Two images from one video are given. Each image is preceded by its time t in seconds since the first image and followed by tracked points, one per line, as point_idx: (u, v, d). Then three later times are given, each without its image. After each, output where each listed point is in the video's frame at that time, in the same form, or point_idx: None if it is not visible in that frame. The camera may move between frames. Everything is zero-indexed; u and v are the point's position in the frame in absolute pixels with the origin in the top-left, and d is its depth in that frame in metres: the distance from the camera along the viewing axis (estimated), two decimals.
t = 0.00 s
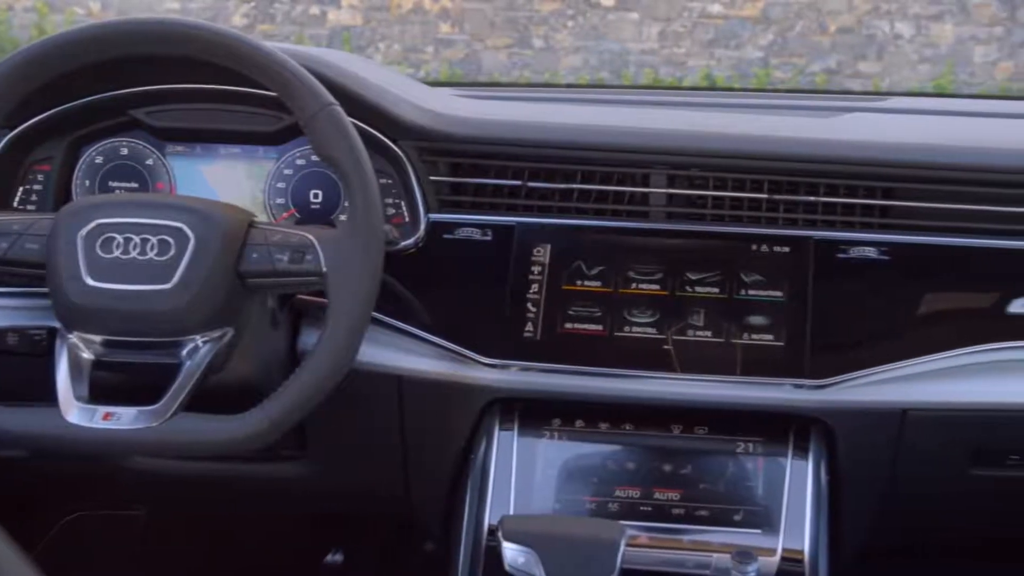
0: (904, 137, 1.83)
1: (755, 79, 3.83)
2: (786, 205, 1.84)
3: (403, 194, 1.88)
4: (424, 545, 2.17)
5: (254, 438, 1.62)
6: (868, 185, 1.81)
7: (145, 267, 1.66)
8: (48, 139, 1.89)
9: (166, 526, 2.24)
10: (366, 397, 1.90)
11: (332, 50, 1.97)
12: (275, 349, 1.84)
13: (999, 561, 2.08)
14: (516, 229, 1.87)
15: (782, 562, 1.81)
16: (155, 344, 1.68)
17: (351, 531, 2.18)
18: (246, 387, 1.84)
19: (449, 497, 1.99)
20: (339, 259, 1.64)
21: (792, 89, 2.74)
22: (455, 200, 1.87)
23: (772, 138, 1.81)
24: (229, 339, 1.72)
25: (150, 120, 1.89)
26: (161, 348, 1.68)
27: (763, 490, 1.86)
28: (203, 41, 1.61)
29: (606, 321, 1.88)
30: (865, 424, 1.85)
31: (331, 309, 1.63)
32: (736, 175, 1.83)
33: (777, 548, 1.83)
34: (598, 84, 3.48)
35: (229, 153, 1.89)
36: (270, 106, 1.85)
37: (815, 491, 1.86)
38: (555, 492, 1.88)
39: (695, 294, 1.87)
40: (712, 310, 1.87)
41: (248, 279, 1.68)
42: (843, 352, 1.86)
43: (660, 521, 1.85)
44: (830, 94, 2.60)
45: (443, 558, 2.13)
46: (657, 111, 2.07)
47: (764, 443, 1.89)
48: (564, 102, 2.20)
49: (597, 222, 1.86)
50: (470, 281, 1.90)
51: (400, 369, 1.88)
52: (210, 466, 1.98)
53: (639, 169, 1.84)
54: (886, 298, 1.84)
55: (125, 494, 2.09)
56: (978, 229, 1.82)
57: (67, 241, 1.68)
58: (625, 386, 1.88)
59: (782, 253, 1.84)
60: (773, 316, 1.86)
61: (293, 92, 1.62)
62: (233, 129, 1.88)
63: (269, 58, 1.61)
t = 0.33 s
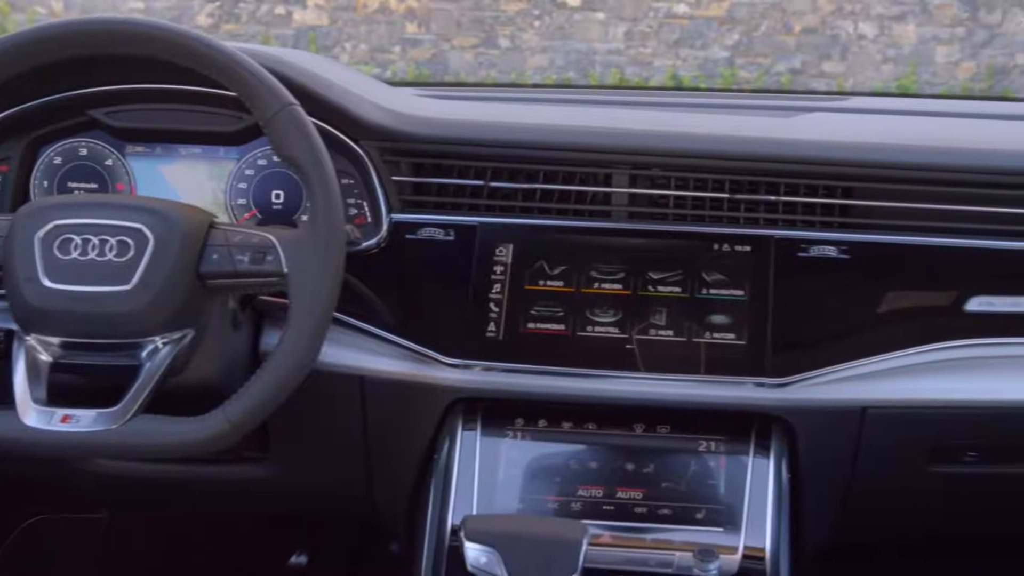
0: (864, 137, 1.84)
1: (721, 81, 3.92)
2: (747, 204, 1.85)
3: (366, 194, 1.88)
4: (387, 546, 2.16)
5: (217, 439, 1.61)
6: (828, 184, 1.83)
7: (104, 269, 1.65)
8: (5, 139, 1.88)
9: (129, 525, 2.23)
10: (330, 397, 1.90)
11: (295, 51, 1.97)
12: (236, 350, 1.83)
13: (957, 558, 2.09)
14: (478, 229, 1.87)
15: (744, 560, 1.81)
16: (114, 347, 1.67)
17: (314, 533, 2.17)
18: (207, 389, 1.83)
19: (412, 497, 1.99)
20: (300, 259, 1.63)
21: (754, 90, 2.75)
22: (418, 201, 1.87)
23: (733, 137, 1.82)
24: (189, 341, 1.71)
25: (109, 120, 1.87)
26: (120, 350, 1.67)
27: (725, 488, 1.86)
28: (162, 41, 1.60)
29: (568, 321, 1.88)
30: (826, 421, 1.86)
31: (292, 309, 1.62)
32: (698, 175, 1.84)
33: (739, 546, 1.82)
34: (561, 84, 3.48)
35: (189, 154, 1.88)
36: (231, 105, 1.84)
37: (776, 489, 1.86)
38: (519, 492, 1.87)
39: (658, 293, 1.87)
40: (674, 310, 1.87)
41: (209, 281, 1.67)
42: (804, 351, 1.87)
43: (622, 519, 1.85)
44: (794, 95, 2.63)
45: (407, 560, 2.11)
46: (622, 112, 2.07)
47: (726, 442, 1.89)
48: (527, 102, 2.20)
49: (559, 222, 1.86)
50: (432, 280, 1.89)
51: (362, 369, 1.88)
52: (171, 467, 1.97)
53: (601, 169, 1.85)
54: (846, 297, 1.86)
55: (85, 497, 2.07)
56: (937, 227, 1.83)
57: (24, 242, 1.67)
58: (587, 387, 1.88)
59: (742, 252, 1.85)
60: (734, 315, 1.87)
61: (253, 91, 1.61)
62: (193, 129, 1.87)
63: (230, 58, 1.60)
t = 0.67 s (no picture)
0: (825, 137, 1.85)
1: (686, 81, 3.94)
2: (709, 203, 1.85)
3: (328, 194, 1.87)
4: (351, 546, 2.15)
5: (178, 441, 1.60)
6: (789, 183, 1.84)
7: (62, 270, 1.65)
8: None
9: (90, 530, 2.22)
10: (293, 398, 1.90)
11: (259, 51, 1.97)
12: (198, 352, 1.82)
13: (918, 555, 2.10)
14: (441, 229, 1.87)
15: (707, 558, 1.81)
16: (74, 348, 1.66)
17: (277, 535, 2.16)
18: (168, 390, 1.82)
19: (376, 496, 1.98)
20: (261, 259, 1.62)
21: (719, 90, 2.76)
22: (380, 201, 1.88)
23: (695, 137, 1.83)
24: (149, 343, 1.70)
25: (68, 120, 1.86)
26: (79, 351, 1.67)
27: (687, 486, 1.86)
28: (121, 41, 1.59)
29: (531, 321, 1.89)
30: (787, 420, 1.86)
31: (254, 309, 1.61)
32: (660, 174, 1.85)
33: (701, 544, 1.82)
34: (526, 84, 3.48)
35: (150, 154, 1.87)
36: (190, 105, 1.83)
37: (738, 487, 1.86)
38: (483, 492, 1.87)
39: (620, 293, 1.87)
40: (636, 309, 1.87)
41: (169, 282, 1.66)
42: (765, 349, 1.88)
43: (586, 518, 1.84)
44: (760, 95, 2.64)
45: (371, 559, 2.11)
46: (587, 112, 2.07)
47: (690, 441, 1.90)
48: (492, 103, 2.20)
49: (522, 221, 1.86)
50: (395, 281, 1.89)
51: (324, 370, 1.88)
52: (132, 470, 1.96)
53: (564, 169, 1.85)
54: (807, 296, 1.87)
55: (45, 500, 2.06)
56: (898, 226, 1.84)
57: None
58: (550, 387, 1.88)
59: (705, 252, 1.86)
60: (696, 314, 1.87)
61: (213, 92, 1.60)
62: (153, 129, 1.86)
63: (190, 58, 1.59)
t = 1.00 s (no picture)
0: (786, 137, 1.86)
1: (652, 80, 3.95)
2: (670, 203, 1.86)
3: (289, 194, 1.87)
4: (315, 548, 2.14)
5: (137, 444, 1.59)
6: (749, 183, 1.84)
7: (17, 272, 1.65)
8: None
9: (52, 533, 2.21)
10: (254, 399, 1.89)
11: (217, 50, 1.97)
12: (157, 354, 1.80)
13: (879, 551, 2.12)
14: (402, 228, 1.87)
15: (668, 557, 1.81)
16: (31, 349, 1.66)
17: (240, 537, 2.15)
18: (128, 392, 1.81)
19: (338, 497, 1.97)
20: (220, 260, 1.61)
21: (684, 89, 2.77)
22: (341, 201, 1.87)
23: (657, 137, 1.84)
24: (107, 344, 1.69)
25: (24, 121, 1.85)
26: (37, 352, 1.67)
27: (649, 485, 1.87)
28: (81, 41, 1.57)
29: (493, 321, 1.89)
30: (747, 419, 1.87)
31: (214, 310, 1.60)
32: (621, 174, 1.85)
33: (662, 543, 1.82)
34: (492, 83, 3.48)
35: (108, 155, 1.86)
36: (148, 105, 1.81)
37: (699, 485, 1.87)
38: (446, 492, 1.86)
39: (581, 293, 1.88)
40: (598, 309, 1.88)
41: (126, 283, 1.65)
42: (726, 347, 1.89)
43: (548, 518, 1.84)
44: (725, 95, 2.65)
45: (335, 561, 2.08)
46: (550, 112, 2.08)
47: (651, 440, 1.90)
48: (455, 103, 2.20)
49: (483, 221, 1.87)
50: (356, 281, 1.89)
51: (286, 371, 1.87)
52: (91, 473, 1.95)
53: (525, 168, 1.85)
54: (767, 295, 1.87)
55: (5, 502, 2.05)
56: (858, 225, 1.85)
57: None
58: (513, 387, 1.88)
59: (666, 251, 1.86)
60: (657, 313, 1.88)
61: (171, 92, 1.59)
62: (110, 129, 1.84)
63: (149, 59, 1.58)
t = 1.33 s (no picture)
0: (746, 136, 1.86)
1: (617, 80, 3.95)
2: (630, 202, 1.86)
3: (248, 194, 1.86)
4: (278, 550, 2.13)
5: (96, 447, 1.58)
6: (708, 183, 1.85)
7: None
8: None
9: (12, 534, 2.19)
10: (213, 400, 1.89)
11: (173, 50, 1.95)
12: (115, 357, 1.79)
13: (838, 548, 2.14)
14: (363, 229, 1.87)
15: (629, 555, 1.82)
16: None
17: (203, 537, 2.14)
18: (86, 393, 1.80)
19: (300, 497, 1.97)
20: (178, 260, 1.60)
21: (648, 89, 2.78)
22: (302, 202, 1.87)
23: (618, 136, 1.84)
24: (64, 346, 1.68)
25: None
26: None
27: (610, 485, 1.87)
28: (36, 41, 1.56)
29: (454, 321, 1.88)
30: (707, 418, 1.88)
31: (172, 311, 1.59)
32: (582, 174, 1.85)
33: (624, 542, 1.82)
34: (457, 83, 3.47)
35: (65, 155, 1.84)
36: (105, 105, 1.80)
37: (660, 485, 1.88)
38: (407, 494, 1.86)
39: (543, 293, 1.88)
40: (559, 309, 1.87)
41: (83, 284, 1.64)
42: (687, 346, 1.89)
43: (510, 518, 1.84)
44: (689, 95, 2.65)
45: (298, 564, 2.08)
46: (512, 111, 2.08)
47: (612, 439, 1.90)
48: (417, 103, 2.19)
49: (444, 222, 1.86)
50: (316, 282, 1.89)
51: (246, 372, 1.87)
52: (49, 475, 1.94)
53: (485, 168, 1.85)
54: (728, 293, 1.88)
55: None
56: (818, 224, 1.86)
57: None
58: (474, 387, 1.88)
59: (627, 250, 1.87)
60: (618, 312, 1.88)
61: (128, 93, 1.58)
62: (67, 130, 1.83)
63: (104, 59, 1.57)
